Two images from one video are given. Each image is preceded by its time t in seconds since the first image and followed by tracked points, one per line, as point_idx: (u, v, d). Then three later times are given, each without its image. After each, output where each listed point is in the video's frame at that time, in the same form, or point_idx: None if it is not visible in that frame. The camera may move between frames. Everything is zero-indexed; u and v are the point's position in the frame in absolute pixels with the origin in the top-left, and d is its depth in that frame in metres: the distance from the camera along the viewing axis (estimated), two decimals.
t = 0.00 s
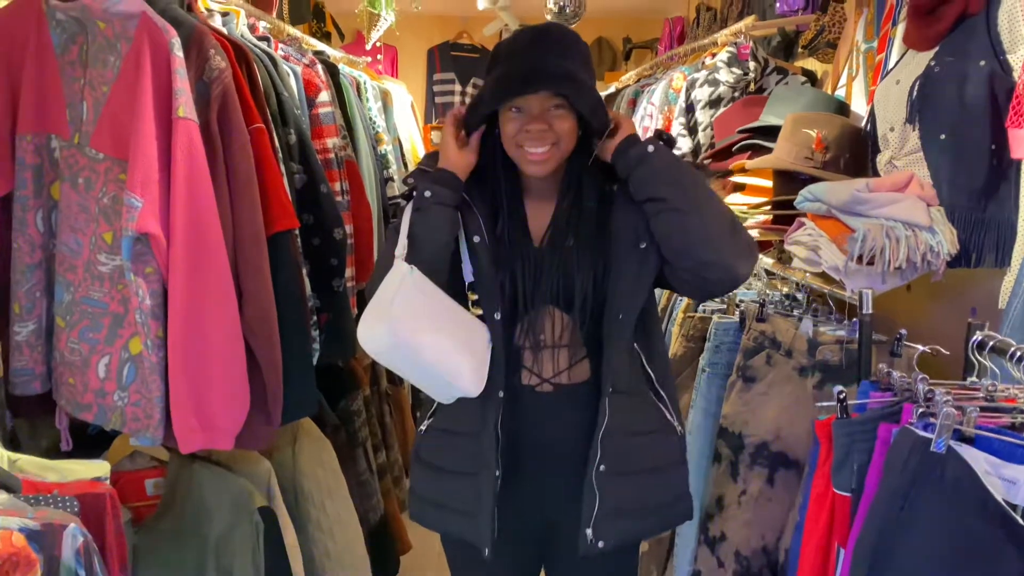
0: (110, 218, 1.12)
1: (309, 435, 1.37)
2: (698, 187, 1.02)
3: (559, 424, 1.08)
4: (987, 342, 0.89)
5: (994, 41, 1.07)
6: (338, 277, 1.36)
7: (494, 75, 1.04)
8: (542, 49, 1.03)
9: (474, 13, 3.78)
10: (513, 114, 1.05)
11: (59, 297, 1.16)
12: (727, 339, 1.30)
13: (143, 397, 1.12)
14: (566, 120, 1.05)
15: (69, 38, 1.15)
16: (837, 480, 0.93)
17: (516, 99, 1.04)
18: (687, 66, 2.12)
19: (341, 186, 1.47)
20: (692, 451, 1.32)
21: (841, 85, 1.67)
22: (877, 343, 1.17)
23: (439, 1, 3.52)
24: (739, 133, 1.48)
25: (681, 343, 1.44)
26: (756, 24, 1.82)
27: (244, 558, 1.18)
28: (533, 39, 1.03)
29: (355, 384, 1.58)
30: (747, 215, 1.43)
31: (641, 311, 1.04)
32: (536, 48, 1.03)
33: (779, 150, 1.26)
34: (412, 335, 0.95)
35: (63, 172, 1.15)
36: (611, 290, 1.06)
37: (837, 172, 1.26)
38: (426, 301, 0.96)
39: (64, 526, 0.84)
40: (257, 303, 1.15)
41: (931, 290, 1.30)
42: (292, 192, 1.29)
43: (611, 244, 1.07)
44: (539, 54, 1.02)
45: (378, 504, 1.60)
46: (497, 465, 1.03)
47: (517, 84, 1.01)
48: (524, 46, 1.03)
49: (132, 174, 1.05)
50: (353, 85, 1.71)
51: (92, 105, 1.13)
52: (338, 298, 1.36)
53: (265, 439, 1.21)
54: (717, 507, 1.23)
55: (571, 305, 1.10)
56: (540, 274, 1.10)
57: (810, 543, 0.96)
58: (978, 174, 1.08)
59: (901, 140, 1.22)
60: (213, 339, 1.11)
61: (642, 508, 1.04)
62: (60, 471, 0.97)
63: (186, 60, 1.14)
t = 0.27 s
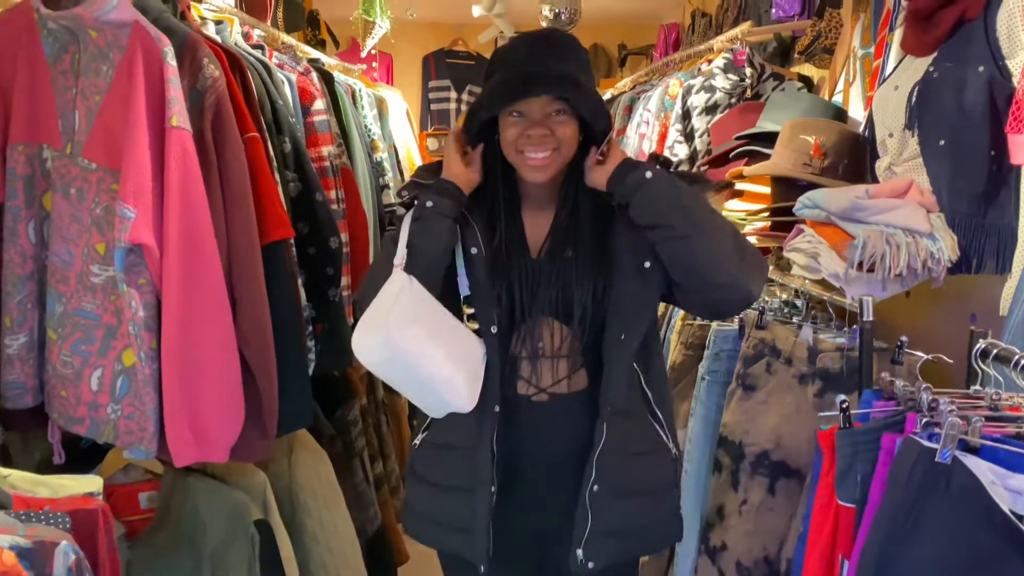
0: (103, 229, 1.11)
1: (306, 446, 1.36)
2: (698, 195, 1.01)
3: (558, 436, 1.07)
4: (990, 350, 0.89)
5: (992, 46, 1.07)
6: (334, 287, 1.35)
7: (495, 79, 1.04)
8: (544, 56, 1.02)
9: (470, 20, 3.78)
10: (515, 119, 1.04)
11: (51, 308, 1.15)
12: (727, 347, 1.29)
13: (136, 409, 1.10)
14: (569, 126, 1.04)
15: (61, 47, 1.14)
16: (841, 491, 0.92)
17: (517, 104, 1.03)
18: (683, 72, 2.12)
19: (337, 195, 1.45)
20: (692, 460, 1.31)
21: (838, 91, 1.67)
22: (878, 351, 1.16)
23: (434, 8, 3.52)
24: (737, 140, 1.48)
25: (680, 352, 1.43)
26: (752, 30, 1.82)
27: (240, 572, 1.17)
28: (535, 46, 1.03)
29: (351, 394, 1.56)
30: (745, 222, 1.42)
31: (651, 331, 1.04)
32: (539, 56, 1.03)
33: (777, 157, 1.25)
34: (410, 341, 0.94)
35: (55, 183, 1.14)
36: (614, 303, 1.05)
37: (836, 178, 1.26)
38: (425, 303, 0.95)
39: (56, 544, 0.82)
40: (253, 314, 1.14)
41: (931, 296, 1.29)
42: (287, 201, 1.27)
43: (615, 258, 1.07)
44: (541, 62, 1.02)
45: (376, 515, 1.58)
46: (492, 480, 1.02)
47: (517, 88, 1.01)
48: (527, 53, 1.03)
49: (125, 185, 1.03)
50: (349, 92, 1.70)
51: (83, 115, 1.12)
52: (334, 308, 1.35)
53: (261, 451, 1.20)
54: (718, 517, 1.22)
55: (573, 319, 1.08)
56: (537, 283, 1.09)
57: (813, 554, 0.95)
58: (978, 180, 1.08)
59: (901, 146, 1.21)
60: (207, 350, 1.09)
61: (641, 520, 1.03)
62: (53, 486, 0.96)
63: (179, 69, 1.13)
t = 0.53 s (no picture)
0: (98, 230, 1.10)
1: (303, 447, 1.36)
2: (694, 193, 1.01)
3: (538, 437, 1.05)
4: (988, 346, 0.89)
5: (988, 41, 1.06)
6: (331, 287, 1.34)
7: (496, 57, 1.02)
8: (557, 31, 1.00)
9: (465, 18, 3.77)
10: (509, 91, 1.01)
11: (45, 311, 1.14)
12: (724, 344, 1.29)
13: (132, 412, 1.10)
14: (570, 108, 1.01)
15: (54, 48, 1.13)
16: (838, 488, 0.92)
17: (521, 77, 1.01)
18: (678, 70, 2.11)
19: (333, 195, 1.45)
20: (691, 457, 1.31)
21: (835, 87, 1.66)
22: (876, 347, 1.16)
23: (429, 7, 3.51)
24: (733, 137, 1.47)
25: (678, 350, 1.43)
26: (748, 27, 1.82)
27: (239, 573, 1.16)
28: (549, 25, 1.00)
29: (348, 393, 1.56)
30: (741, 219, 1.42)
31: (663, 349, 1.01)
32: (549, 38, 1.01)
33: (775, 154, 1.26)
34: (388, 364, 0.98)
35: (48, 184, 1.13)
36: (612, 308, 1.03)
37: (833, 174, 1.24)
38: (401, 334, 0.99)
39: (52, 547, 0.82)
40: (248, 315, 1.14)
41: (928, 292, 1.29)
42: (282, 202, 1.27)
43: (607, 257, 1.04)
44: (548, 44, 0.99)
45: (374, 516, 1.57)
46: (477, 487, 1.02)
47: (523, 66, 1.01)
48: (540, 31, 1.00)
49: (119, 186, 1.03)
50: (344, 92, 1.70)
51: (77, 116, 1.11)
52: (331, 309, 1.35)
53: (258, 452, 1.19)
54: (717, 515, 1.21)
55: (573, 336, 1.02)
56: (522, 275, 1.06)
57: (811, 551, 0.96)
58: (975, 176, 1.08)
59: (897, 142, 1.21)
60: (203, 352, 1.09)
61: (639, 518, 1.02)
62: (48, 490, 0.95)
63: (172, 70, 1.12)
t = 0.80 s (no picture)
0: (98, 230, 1.11)
1: (305, 443, 1.37)
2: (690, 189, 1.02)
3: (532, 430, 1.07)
4: (979, 337, 0.91)
5: (980, 36, 1.07)
6: (330, 285, 1.35)
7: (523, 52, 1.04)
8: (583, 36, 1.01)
9: (461, 14, 3.77)
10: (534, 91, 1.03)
11: (48, 310, 1.15)
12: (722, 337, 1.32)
13: (134, 410, 1.11)
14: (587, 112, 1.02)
15: (53, 50, 1.14)
16: (833, 479, 0.93)
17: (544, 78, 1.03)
18: (674, 64, 2.12)
19: (331, 193, 1.45)
20: (688, 451, 1.32)
21: (829, 81, 1.67)
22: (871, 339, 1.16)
23: (425, 3, 3.51)
24: (729, 132, 1.48)
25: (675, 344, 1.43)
26: (743, 21, 1.82)
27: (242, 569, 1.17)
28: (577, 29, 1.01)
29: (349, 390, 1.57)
30: (738, 213, 1.43)
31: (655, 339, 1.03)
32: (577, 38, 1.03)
33: (769, 148, 1.27)
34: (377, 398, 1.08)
35: (49, 186, 1.14)
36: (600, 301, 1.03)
37: (826, 169, 1.26)
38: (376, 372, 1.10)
39: (58, 544, 0.83)
40: (248, 312, 1.15)
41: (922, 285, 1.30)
42: (281, 200, 1.27)
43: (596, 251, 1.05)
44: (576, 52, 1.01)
45: (375, 511, 1.59)
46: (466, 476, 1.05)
47: (547, 65, 1.02)
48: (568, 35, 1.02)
49: (119, 186, 1.04)
50: (341, 90, 1.70)
51: (76, 117, 1.12)
52: (330, 306, 1.36)
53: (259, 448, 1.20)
54: (715, 507, 1.22)
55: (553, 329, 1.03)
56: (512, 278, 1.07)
57: (807, 542, 0.97)
58: (967, 169, 1.09)
59: (890, 136, 1.22)
60: (203, 349, 1.10)
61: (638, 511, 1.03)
62: (53, 487, 0.97)
63: (171, 70, 1.13)
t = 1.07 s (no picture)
0: (94, 224, 1.11)
1: (303, 436, 1.37)
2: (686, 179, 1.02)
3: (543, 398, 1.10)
4: (974, 323, 0.91)
5: (974, 22, 1.08)
6: (327, 277, 1.35)
7: (556, 48, 1.13)
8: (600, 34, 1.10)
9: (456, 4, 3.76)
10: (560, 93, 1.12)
11: (44, 305, 1.15)
12: (717, 325, 1.31)
13: (133, 403, 1.11)
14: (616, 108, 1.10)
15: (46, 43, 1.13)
16: (829, 465, 0.94)
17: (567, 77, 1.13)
18: (670, 53, 2.11)
19: (327, 185, 1.45)
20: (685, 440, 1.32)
21: (824, 68, 1.66)
22: (866, 325, 1.16)
23: None
24: (724, 120, 1.48)
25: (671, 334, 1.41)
26: (738, 8, 1.78)
27: (243, 561, 1.18)
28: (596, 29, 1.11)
29: (346, 382, 1.57)
30: (733, 201, 1.43)
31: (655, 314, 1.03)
32: (603, 36, 1.09)
33: (765, 137, 1.26)
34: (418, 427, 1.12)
35: (44, 180, 1.14)
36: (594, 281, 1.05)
37: (822, 156, 1.26)
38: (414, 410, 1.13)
39: (58, 537, 0.83)
40: (246, 305, 1.15)
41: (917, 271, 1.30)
42: (277, 193, 1.27)
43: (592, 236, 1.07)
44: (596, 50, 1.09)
45: (375, 502, 1.59)
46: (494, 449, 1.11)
47: (577, 60, 1.12)
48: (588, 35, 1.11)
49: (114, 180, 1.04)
50: (336, 81, 1.70)
51: (70, 111, 1.12)
52: (327, 298, 1.36)
53: (259, 439, 1.21)
54: (712, 495, 1.23)
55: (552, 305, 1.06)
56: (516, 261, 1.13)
57: (803, 529, 0.97)
58: (963, 155, 1.09)
59: (885, 123, 1.22)
60: (202, 342, 1.10)
61: (636, 498, 1.04)
62: (53, 481, 0.97)
63: (164, 63, 1.13)
